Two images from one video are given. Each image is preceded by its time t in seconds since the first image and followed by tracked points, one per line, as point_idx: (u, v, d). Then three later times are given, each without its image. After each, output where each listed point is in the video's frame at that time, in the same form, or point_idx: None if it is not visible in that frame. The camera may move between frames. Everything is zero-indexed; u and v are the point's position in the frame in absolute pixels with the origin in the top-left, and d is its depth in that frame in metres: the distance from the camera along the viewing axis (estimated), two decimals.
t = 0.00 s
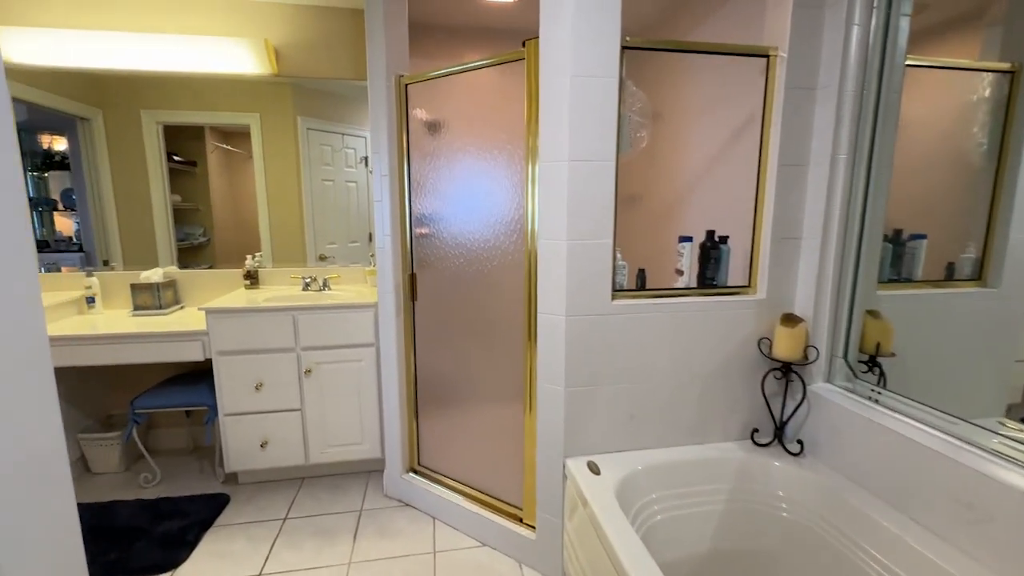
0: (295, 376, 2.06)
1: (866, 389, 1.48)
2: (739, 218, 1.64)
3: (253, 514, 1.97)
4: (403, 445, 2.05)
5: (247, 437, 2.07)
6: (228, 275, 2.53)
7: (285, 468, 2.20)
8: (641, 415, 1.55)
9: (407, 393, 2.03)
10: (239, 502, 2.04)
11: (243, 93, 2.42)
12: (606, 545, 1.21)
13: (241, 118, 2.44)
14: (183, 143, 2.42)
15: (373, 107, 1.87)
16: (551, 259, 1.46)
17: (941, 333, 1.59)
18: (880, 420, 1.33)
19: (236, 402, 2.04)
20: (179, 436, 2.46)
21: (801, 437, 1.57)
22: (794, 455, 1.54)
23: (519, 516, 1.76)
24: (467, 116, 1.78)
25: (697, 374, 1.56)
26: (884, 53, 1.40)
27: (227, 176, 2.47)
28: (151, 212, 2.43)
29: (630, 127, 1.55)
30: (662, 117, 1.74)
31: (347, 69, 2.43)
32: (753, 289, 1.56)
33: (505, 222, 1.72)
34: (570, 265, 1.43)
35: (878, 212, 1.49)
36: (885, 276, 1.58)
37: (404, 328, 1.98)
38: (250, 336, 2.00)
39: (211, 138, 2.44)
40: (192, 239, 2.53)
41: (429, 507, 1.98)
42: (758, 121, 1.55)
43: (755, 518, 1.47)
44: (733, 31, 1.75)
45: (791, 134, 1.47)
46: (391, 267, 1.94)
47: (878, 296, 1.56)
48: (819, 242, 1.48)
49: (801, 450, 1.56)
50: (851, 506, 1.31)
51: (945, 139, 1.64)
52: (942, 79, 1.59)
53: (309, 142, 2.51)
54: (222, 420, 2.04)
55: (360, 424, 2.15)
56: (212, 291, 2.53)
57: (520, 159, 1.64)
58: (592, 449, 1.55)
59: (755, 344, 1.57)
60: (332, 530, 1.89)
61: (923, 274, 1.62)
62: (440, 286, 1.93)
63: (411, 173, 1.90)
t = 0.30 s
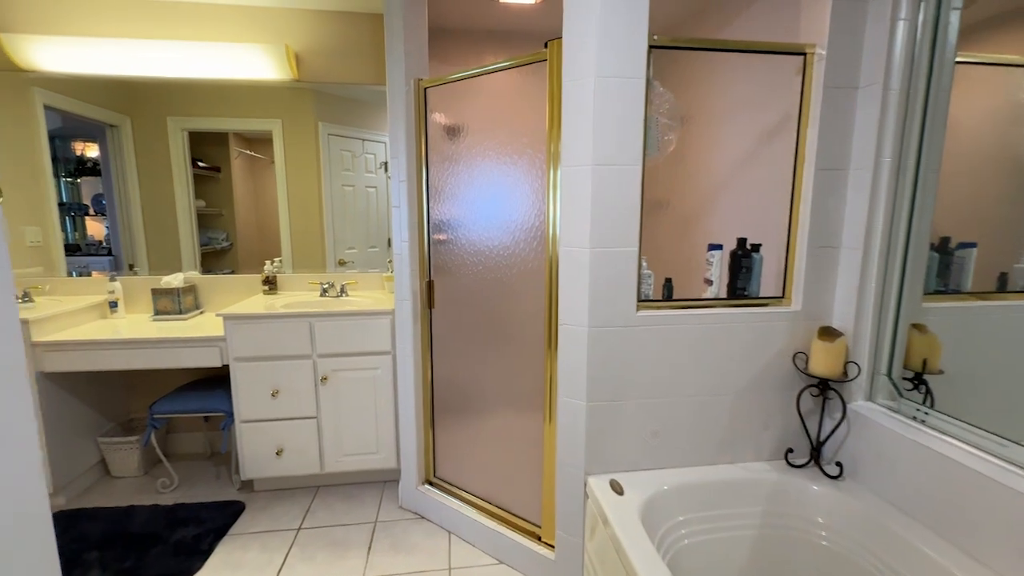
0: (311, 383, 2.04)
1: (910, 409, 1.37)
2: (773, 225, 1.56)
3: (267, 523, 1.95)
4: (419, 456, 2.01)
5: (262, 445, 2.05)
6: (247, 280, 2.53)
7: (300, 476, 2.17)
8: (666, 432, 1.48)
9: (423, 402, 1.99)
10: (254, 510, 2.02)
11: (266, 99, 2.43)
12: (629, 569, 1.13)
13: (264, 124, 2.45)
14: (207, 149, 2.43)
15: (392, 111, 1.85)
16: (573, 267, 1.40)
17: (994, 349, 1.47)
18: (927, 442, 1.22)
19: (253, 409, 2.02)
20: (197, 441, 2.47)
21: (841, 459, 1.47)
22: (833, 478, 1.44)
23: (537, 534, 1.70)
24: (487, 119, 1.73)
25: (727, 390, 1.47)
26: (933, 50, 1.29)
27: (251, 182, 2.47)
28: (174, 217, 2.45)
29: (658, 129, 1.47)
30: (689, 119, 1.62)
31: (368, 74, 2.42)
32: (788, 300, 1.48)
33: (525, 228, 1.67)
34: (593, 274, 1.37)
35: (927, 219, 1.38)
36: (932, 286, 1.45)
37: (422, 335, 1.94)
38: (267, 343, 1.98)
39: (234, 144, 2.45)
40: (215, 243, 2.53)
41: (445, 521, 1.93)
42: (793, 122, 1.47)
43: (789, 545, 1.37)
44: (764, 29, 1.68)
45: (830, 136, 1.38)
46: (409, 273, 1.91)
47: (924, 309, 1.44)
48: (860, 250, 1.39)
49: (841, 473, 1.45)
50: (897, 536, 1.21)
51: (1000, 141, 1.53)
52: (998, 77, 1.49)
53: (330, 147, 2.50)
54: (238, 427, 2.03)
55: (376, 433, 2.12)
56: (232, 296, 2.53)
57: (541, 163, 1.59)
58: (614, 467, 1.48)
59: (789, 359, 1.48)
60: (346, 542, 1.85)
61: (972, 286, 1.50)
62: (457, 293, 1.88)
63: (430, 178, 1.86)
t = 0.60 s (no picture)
0: (327, 389, 2.01)
1: (964, 430, 1.25)
2: (813, 230, 1.46)
3: (282, 530, 1.92)
4: (435, 466, 1.96)
5: (278, 451, 2.03)
6: (266, 284, 2.52)
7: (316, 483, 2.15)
8: (695, 449, 1.39)
9: (440, 411, 1.93)
10: (269, 517, 2.00)
11: (286, 103, 2.42)
12: None
13: (286, 128, 2.44)
14: (231, 154, 2.43)
15: (411, 114, 1.82)
16: (597, 274, 1.33)
17: None
18: (986, 467, 1.11)
19: (270, 414, 2.00)
20: (216, 444, 2.47)
21: (886, 483, 1.36)
22: (880, 503, 1.33)
23: (556, 552, 1.63)
24: (508, 121, 1.68)
25: (761, 406, 1.38)
26: (992, 41, 1.19)
27: (274, 187, 2.47)
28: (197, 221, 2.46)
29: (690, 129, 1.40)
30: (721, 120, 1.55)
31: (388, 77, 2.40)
32: (827, 310, 1.38)
33: (546, 232, 1.61)
34: (618, 282, 1.30)
35: (983, 224, 1.26)
36: (988, 297, 1.34)
37: (439, 342, 1.90)
38: (284, 348, 1.96)
39: (258, 149, 2.44)
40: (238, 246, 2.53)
41: (461, 534, 1.87)
42: (834, 121, 1.37)
43: None
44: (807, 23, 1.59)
45: (875, 135, 1.29)
46: (427, 279, 1.86)
47: (979, 321, 1.33)
48: (908, 258, 1.29)
49: (888, 499, 1.34)
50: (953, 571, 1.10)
51: None
52: None
53: (351, 152, 2.48)
54: (255, 432, 2.01)
55: (392, 441, 2.08)
56: (252, 299, 2.53)
57: (564, 165, 1.53)
58: (639, 485, 1.40)
59: (829, 374, 1.38)
60: (360, 553, 1.81)
61: None
62: (476, 299, 1.83)
63: (449, 181, 1.82)
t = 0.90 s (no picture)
0: (343, 394, 1.97)
1: None
2: (858, 234, 1.36)
3: (295, 537, 1.88)
4: (451, 476, 1.90)
5: (294, 456, 2.00)
6: (285, 286, 2.51)
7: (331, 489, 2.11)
8: (727, 467, 1.30)
9: (456, 419, 1.88)
10: (284, 523, 1.97)
11: (307, 105, 2.41)
12: None
13: (309, 131, 2.43)
14: (258, 157, 2.44)
15: (430, 113, 1.77)
16: (624, 279, 1.25)
17: None
18: None
19: (286, 418, 1.97)
20: (234, 446, 2.46)
21: (941, 511, 1.24)
22: (934, 533, 1.21)
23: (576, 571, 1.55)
24: (529, 119, 1.62)
25: (800, 422, 1.28)
26: None
27: (298, 190, 2.46)
28: (219, 224, 2.47)
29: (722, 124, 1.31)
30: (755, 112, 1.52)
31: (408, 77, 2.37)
32: (874, 320, 1.27)
33: (568, 234, 1.54)
34: (645, 288, 1.22)
35: None
36: None
37: (456, 348, 1.84)
38: (301, 351, 1.94)
39: (281, 152, 2.44)
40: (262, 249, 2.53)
41: (477, 547, 1.81)
42: (883, 115, 1.27)
43: None
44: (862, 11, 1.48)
45: (929, 129, 1.18)
46: (444, 283, 1.81)
47: None
48: (967, 264, 1.18)
49: (943, 528, 1.21)
50: None
51: None
52: None
53: (372, 154, 2.46)
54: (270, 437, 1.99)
55: (408, 448, 2.03)
56: (271, 302, 2.52)
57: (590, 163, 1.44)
58: (666, 504, 1.31)
59: (877, 389, 1.27)
60: (373, 563, 1.76)
61: None
62: (494, 304, 1.77)
63: (467, 182, 1.77)
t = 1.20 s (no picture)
0: (357, 399, 1.93)
1: None
2: (915, 238, 1.23)
3: (308, 545, 1.85)
4: (468, 486, 1.83)
5: (308, 461, 1.96)
6: (303, 288, 2.49)
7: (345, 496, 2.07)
8: (763, 490, 1.19)
9: (473, 428, 1.81)
10: (297, 529, 1.94)
11: (327, 105, 2.39)
12: None
13: (331, 132, 2.41)
14: (282, 159, 2.42)
15: (448, 110, 1.71)
16: (651, 284, 1.16)
17: None
18: None
19: (300, 423, 1.94)
20: (251, 448, 2.45)
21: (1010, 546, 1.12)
22: (1003, 570, 1.08)
23: None
24: (550, 115, 1.54)
25: (845, 442, 1.17)
26: None
27: (321, 192, 2.44)
28: (240, 226, 2.46)
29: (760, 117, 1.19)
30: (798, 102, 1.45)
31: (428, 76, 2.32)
32: (930, 331, 1.15)
33: (591, 235, 1.45)
34: (674, 294, 1.13)
35: None
36: None
37: (473, 354, 1.77)
38: (316, 355, 1.90)
39: (305, 154, 2.42)
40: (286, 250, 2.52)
41: (494, 562, 1.73)
42: (942, 105, 1.15)
43: None
44: None
45: (996, 119, 1.06)
46: (461, 287, 1.75)
47: None
48: None
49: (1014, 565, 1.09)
50: None
51: None
52: None
53: (393, 155, 2.42)
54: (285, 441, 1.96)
55: (424, 456, 1.97)
56: (289, 303, 2.50)
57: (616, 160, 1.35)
58: (695, 528, 1.22)
59: (934, 409, 1.15)
60: None
61: None
62: (512, 308, 1.70)
63: (485, 182, 1.70)
